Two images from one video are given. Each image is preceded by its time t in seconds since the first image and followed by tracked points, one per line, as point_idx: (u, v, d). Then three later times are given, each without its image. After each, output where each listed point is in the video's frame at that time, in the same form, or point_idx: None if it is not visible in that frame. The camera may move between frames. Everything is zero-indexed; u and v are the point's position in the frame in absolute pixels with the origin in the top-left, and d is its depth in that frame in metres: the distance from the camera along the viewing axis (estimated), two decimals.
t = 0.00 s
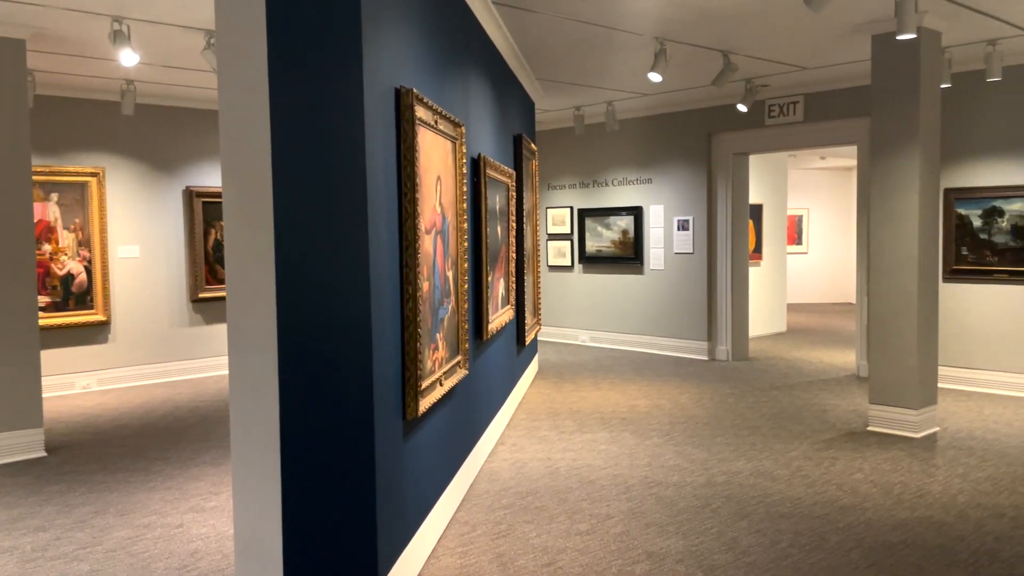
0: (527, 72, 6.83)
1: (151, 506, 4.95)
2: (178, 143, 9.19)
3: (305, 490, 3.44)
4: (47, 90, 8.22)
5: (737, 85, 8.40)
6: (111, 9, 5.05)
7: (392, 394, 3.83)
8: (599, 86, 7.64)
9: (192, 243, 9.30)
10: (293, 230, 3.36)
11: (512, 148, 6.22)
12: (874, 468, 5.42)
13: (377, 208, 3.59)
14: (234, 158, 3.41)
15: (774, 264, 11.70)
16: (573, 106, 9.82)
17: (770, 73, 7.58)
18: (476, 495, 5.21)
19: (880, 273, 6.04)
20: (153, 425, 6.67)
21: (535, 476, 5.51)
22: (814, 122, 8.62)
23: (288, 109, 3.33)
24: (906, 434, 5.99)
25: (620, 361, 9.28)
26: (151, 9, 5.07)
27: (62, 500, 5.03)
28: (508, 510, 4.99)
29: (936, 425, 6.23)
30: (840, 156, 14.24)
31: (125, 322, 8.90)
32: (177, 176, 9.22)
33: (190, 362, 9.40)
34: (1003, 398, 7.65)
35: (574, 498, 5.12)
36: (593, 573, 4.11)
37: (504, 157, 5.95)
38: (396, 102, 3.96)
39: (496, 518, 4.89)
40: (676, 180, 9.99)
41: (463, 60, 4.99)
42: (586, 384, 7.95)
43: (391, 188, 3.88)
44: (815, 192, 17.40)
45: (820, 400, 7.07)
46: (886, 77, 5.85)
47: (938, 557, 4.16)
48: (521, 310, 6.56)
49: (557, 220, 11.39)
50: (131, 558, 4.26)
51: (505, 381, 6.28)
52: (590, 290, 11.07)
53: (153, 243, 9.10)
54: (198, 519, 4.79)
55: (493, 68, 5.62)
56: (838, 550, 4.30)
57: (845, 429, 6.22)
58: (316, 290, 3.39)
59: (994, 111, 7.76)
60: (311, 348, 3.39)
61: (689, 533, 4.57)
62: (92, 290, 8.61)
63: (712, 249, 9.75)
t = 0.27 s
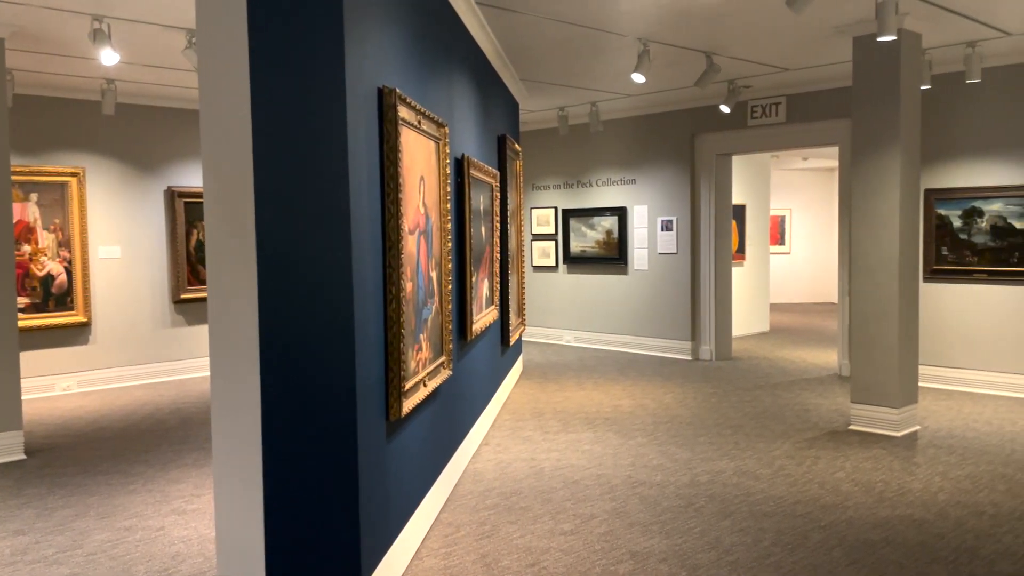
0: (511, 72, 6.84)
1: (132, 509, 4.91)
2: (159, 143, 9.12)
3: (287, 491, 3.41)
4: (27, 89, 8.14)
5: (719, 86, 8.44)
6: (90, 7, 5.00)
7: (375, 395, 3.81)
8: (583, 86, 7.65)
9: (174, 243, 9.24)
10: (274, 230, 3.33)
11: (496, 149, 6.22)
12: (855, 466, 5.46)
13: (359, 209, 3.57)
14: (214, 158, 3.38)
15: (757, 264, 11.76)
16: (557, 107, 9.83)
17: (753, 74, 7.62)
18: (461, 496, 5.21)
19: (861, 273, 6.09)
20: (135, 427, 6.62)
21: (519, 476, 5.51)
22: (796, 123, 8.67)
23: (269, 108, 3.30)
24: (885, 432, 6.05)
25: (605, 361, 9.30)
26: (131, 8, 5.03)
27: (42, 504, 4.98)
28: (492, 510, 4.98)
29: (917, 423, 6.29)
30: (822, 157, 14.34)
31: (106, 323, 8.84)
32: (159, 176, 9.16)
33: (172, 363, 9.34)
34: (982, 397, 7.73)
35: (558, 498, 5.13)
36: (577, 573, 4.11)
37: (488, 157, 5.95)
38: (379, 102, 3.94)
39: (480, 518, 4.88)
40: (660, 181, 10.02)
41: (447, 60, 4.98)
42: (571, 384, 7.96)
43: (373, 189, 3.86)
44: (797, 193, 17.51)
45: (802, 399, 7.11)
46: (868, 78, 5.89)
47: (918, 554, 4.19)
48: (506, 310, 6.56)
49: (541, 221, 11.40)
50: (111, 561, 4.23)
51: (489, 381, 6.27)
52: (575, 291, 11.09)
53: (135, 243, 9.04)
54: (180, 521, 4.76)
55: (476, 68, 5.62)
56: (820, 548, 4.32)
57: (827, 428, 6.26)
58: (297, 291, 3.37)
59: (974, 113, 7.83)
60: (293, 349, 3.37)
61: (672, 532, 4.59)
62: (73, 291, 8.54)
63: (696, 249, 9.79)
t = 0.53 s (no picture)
0: (494, 72, 6.83)
1: (113, 512, 4.87)
2: (140, 143, 9.06)
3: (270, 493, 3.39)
4: (6, 88, 8.06)
5: (702, 87, 8.48)
6: (69, 6, 4.95)
7: (358, 397, 3.80)
8: (566, 87, 7.67)
9: (155, 244, 9.17)
10: (256, 231, 3.31)
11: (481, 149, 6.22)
12: (837, 465, 5.50)
13: (342, 209, 3.56)
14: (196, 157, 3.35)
15: (740, 264, 11.82)
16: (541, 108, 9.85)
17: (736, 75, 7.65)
18: (445, 497, 5.20)
19: (843, 273, 6.13)
20: (116, 429, 6.57)
21: (503, 476, 5.51)
22: (779, 124, 8.72)
23: (250, 108, 3.28)
24: (868, 431, 6.10)
25: (590, 361, 9.32)
26: (111, 7, 4.99)
27: (21, 507, 4.93)
28: (476, 511, 4.98)
29: (898, 422, 6.34)
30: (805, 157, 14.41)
31: (87, 324, 8.77)
32: (139, 176, 9.09)
33: (154, 365, 9.28)
34: (963, 395, 7.81)
35: (542, 498, 5.13)
36: (560, 573, 4.12)
37: (472, 158, 5.95)
38: (362, 102, 3.92)
39: (464, 519, 4.88)
40: (644, 181, 10.05)
41: (430, 60, 4.98)
42: (556, 384, 7.97)
43: (357, 189, 3.85)
44: (781, 193, 17.60)
45: (785, 398, 7.16)
46: (849, 80, 5.93)
47: (899, 552, 4.23)
48: (490, 310, 6.56)
49: (525, 221, 11.40)
50: (92, 565, 4.19)
51: (474, 381, 6.27)
52: (559, 291, 11.10)
53: (116, 244, 8.96)
54: (161, 524, 4.72)
55: (460, 68, 5.61)
56: (803, 547, 4.35)
57: (809, 427, 6.30)
58: (279, 292, 3.35)
59: (954, 114, 7.91)
60: (276, 350, 3.36)
61: (655, 532, 4.60)
62: (53, 292, 8.46)
63: (680, 250, 9.83)
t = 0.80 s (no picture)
0: (478, 73, 6.84)
1: (94, 515, 4.83)
2: (121, 143, 8.99)
3: (252, 495, 3.36)
4: None
5: (686, 88, 8.52)
6: (49, 5, 4.91)
7: (342, 398, 3.78)
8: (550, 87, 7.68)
9: (137, 245, 9.11)
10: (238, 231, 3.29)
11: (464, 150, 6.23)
12: (819, 464, 5.54)
13: (325, 210, 3.54)
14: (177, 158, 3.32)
15: (723, 264, 11.88)
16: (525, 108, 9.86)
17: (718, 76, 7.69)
18: (429, 498, 5.20)
19: (825, 273, 6.18)
20: (97, 431, 6.51)
21: (487, 477, 5.51)
22: (762, 124, 8.77)
23: (232, 108, 3.26)
24: (850, 430, 6.15)
25: (574, 361, 9.34)
26: (91, 6, 4.95)
27: None
28: (461, 512, 4.98)
29: (879, 421, 6.39)
30: (787, 158, 14.50)
31: (68, 326, 8.71)
32: (121, 176, 9.02)
33: (136, 366, 9.22)
34: (944, 394, 7.89)
35: (527, 498, 5.14)
36: (545, 573, 4.12)
37: (456, 158, 5.95)
38: (345, 102, 3.91)
39: (449, 520, 4.88)
40: (628, 182, 10.08)
41: (414, 61, 4.97)
42: (540, 384, 7.97)
43: (340, 190, 3.84)
44: (763, 193, 17.71)
45: (768, 398, 7.20)
46: (831, 81, 5.98)
47: (880, 550, 4.27)
48: (474, 311, 6.56)
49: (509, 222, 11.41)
50: (73, 568, 4.16)
51: (458, 382, 6.27)
52: (544, 291, 11.12)
53: (97, 245, 8.89)
54: (143, 527, 4.69)
55: (444, 68, 5.61)
56: (785, 545, 4.38)
57: (792, 426, 6.34)
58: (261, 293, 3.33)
59: (934, 115, 7.99)
60: (258, 351, 3.33)
61: (639, 531, 4.62)
62: (33, 294, 8.40)
63: (663, 251, 9.86)
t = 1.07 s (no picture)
0: (461, 73, 6.83)
1: (74, 519, 4.79)
2: (100, 143, 8.92)
3: (234, 498, 3.34)
4: None
5: (668, 89, 8.57)
6: (27, 4, 4.86)
7: (324, 399, 3.76)
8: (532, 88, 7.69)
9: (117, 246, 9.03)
10: (219, 232, 3.27)
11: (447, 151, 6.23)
12: (801, 463, 5.58)
13: (306, 210, 3.52)
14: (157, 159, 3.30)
15: (706, 264, 11.94)
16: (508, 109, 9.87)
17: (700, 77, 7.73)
18: (413, 499, 5.18)
19: (806, 273, 6.23)
20: (77, 434, 6.46)
21: (471, 478, 5.51)
22: (743, 125, 8.82)
23: (212, 109, 3.24)
24: (831, 428, 6.19)
25: (559, 362, 9.35)
26: (69, 5, 4.91)
27: None
28: (444, 513, 4.98)
29: (860, 420, 6.45)
30: (769, 159, 14.60)
31: (48, 328, 8.63)
32: (100, 177, 8.95)
33: (116, 368, 9.14)
34: (924, 393, 7.97)
35: (510, 499, 5.14)
36: (528, 573, 4.12)
37: (439, 159, 5.95)
38: (327, 102, 3.89)
39: (433, 521, 4.87)
40: (612, 183, 10.11)
41: (396, 61, 4.96)
42: (524, 385, 7.99)
43: (322, 190, 3.82)
44: (745, 194, 17.82)
45: (750, 397, 7.25)
46: (812, 82, 6.03)
47: (861, 547, 4.30)
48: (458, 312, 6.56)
49: (493, 222, 11.41)
50: (52, 572, 4.12)
51: (441, 383, 6.26)
52: (528, 292, 11.12)
53: (76, 246, 8.81)
54: (124, 530, 4.65)
55: (426, 69, 5.61)
56: (767, 543, 4.41)
57: (774, 425, 6.39)
58: (242, 294, 3.30)
59: (913, 117, 8.07)
60: (239, 353, 3.31)
61: (623, 531, 4.64)
62: (12, 296, 8.31)
63: (647, 251, 9.90)
